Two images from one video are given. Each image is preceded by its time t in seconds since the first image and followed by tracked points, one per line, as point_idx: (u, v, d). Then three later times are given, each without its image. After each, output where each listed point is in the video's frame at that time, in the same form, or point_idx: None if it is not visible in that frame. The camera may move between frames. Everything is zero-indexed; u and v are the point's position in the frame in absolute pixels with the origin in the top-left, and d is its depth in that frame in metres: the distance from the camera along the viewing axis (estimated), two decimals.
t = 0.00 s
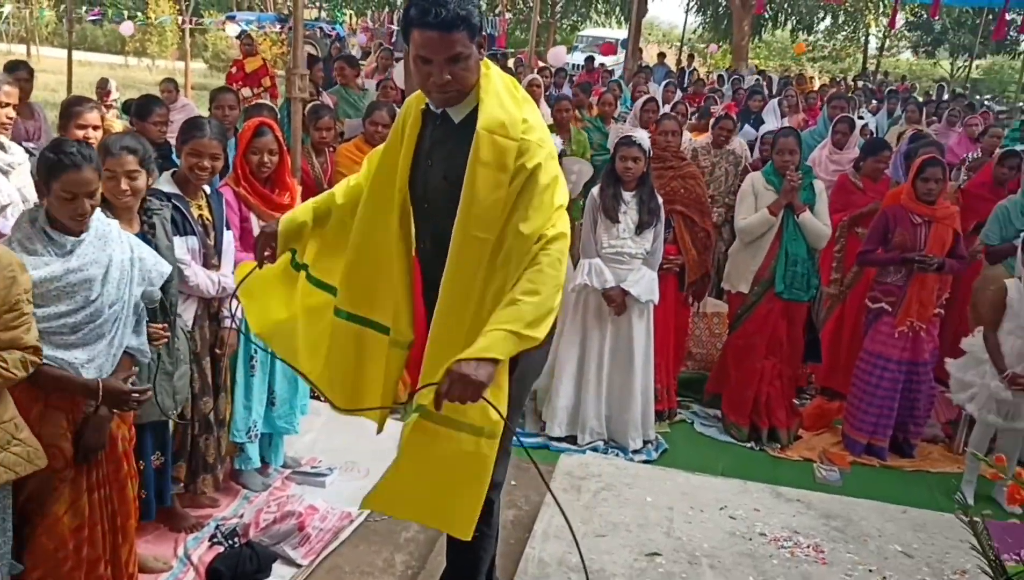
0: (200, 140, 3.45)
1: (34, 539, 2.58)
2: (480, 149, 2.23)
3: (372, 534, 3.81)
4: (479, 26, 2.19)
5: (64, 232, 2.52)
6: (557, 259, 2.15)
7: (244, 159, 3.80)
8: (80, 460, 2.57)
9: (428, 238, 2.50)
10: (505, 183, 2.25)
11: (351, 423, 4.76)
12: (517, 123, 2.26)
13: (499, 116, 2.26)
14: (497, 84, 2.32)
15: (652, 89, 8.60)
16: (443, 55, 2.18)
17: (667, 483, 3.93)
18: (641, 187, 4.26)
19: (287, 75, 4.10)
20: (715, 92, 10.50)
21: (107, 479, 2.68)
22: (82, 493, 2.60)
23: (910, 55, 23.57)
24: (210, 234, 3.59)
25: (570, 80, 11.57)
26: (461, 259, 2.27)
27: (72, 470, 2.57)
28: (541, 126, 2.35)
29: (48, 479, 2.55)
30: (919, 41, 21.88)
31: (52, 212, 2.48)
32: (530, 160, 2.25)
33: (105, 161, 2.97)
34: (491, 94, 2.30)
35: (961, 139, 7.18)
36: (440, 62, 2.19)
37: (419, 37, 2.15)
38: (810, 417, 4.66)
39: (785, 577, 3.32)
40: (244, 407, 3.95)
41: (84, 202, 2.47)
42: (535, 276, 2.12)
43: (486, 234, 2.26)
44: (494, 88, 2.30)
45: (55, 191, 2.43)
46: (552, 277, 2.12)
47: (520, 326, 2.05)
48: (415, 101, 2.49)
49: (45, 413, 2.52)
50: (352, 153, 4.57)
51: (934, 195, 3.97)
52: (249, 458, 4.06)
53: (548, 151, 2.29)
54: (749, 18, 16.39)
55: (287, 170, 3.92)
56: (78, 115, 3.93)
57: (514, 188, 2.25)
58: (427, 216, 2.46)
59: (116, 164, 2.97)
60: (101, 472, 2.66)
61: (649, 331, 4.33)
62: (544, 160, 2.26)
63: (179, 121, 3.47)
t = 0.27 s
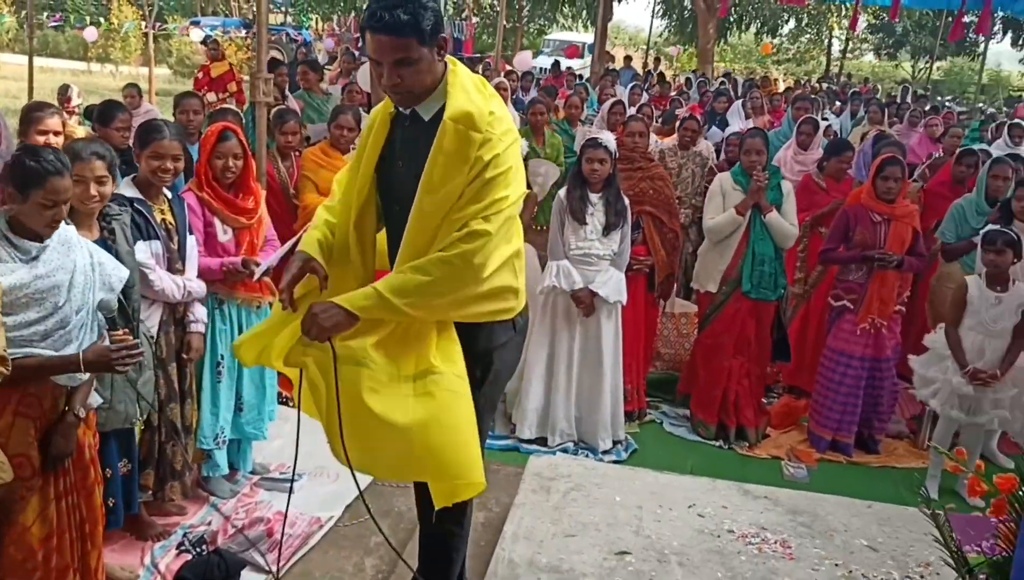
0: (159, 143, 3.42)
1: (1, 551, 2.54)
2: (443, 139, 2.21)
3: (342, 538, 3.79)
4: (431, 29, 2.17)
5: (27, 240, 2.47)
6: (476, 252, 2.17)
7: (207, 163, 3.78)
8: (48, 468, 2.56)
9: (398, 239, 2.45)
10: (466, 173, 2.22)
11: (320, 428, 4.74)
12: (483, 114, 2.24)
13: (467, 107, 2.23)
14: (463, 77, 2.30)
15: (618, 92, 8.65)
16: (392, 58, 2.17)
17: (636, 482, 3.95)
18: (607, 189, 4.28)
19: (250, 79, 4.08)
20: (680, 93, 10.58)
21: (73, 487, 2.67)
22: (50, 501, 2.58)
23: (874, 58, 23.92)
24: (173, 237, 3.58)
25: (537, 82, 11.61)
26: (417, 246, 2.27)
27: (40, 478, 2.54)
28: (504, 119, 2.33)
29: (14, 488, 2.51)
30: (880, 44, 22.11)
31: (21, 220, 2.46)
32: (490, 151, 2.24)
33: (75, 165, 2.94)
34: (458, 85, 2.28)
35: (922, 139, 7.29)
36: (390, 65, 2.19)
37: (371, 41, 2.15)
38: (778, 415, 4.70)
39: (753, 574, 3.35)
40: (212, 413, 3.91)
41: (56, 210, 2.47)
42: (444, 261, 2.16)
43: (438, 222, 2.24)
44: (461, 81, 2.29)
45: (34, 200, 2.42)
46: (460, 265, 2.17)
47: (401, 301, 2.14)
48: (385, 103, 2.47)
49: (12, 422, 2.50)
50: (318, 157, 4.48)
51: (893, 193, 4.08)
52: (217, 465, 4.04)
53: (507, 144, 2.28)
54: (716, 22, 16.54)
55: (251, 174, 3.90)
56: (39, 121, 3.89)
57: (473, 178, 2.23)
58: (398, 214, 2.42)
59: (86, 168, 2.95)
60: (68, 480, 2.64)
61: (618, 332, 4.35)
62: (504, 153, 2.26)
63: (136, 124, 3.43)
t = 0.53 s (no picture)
0: (121, 143, 3.40)
1: None
2: (404, 145, 2.21)
3: (313, 542, 3.77)
4: (396, 32, 2.17)
5: None
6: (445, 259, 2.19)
7: (172, 165, 3.74)
8: (14, 476, 2.52)
9: (365, 241, 2.44)
10: (427, 178, 2.23)
11: (290, 432, 4.71)
12: (441, 118, 2.22)
13: (425, 111, 2.21)
14: (423, 78, 2.27)
15: (587, 92, 8.68)
16: (359, 64, 2.17)
17: (607, 480, 3.96)
18: (576, 188, 4.29)
19: (216, 81, 4.05)
20: (648, 93, 10.65)
21: (40, 495, 2.63)
22: (17, 510, 2.54)
23: (842, 58, 24.21)
24: (136, 240, 3.56)
25: (506, 83, 11.64)
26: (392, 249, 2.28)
27: (6, 487, 2.50)
28: (466, 118, 2.32)
29: None
30: (848, 43, 22.48)
31: None
32: (452, 154, 2.22)
33: (48, 173, 2.89)
34: (416, 86, 2.25)
35: (887, 138, 7.38)
36: (358, 70, 2.19)
37: (336, 48, 2.13)
38: (747, 412, 4.73)
39: (723, 569, 3.38)
40: (180, 417, 3.87)
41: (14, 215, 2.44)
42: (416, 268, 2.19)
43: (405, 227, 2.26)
44: (421, 83, 2.26)
45: None
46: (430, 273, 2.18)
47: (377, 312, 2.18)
48: (348, 106, 2.46)
49: None
50: (284, 159, 4.48)
51: (856, 190, 4.22)
52: (186, 470, 3.99)
53: (469, 147, 2.26)
54: (684, 21, 16.67)
55: (216, 176, 3.88)
56: None
57: (434, 183, 2.23)
58: (362, 216, 2.41)
59: (60, 177, 2.90)
60: (35, 488, 2.61)
61: (589, 331, 4.35)
62: (465, 156, 2.24)
63: (99, 126, 3.39)
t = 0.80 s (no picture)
0: (86, 147, 3.34)
1: None
2: (372, 151, 2.20)
3: (283, 545, 3.74)
4: (373, 27, 2.16)
5: None
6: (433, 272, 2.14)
7: (137, 166, 3.70)
8: None
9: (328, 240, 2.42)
10: (396, 185, 2.22)
11: (260, 434, 4.67)
12: (409, 124, 2.20)
13: (393, 118, 2.20)
14: (392, 81, 2.26)
15: (557, 91, 8.70)
16: (339, 60, 2.14)
17: (579, 478, 3.97)
18: (545, 186, 4.29)
19: (180, 81, 4.00)
20: (617, 91, 10.68)
21: None
22: None
23: (810, 58, 24.44)
24: (99, 242, 3.51)
25: (476, 82, 11.63)
26: (364, 249, 2.28)
27: None
28: (437, 123, 2.30)
29: None
30: (812, 43, 22.46)
31: None
32: (422, 161, 2.20)
33: (18, 174, 2.84)
34: (386, 92, 2.24)
35: (853, 136, 7.45)
36: (338, 66, 2.16)
37: (314, 44, 2.10)
38: (718, 409, 4.77)
39: (694, 564, 3.40)
40: (147, 420, 3.82)
41: None
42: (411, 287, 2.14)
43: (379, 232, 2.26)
44: (390, 88, 2.25)
45: None
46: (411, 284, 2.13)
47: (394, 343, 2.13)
48: (316, 101, 2.43)
49: None
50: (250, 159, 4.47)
51: (821, 187, 4.29)
52: (154, 474, 3.93)
53: (440, 154, 2.23)
54: (652, 22, 16.72)
55: (182, 176, 3.84)
56: None
57: (404, 189, 2.21)
58: (329, 214, 2.39)
59: (31, 178, 2.86)
60: None
61: (559, 329, 4.35)
62: (437, 163, 2.22)
63: (63, 128, 3.33)
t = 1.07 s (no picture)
0: (66, 151, 3.32)
1: None
2: (358, 145, 2.18)
3: (266, 546, 3.73)
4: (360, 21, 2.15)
5: None
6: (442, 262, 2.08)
7: (117, 167, 3.68)
8: None
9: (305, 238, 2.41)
10: (382, 180, 2.20)
11: (242, 436, 4.65)
12: (396, 120, 2.20)
13: (379, 113, 2.19)
14: (378, 76, 2.25)
15: (538, 91, 8.71)
16: (327, 53, 2.12)
17: (562, 476, 3.97)
18: (527, 185, 4.29)
19: (160, 82, 3.98)
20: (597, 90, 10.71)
21: None
22: None
23: (792, 57, 24.56)
24: (77, 243, 3.49)
25: (457, 82, 11.63)
26: (348, 246, 2.23)
27: None
28: (423, 120, 2.30)
29: None
30: (796, 41, 22.68)
31: None
32: (412, 156, 2.19)
33: (11, 178, 2.81)
34: (374, 88, 2.23)
35: (833, 134, 7.49)
36: (325, 59, 2.14)
37: (302, 36, 2.09)
38: (701, 406, 4.78)
39: (677, 560, 3.40)
40: (131, 423, 3.80)
41: None
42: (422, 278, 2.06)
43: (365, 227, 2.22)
44: (376, 85, 2.24)
45: None
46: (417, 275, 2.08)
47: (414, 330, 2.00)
48: (297, 96, 2.42)
49: None
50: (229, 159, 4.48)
51: (801, 184, 4.32)
52: (137, 477, 3.91)
53: (427, 149, 2.23)
54: (634, 21, 16.75)
55: (161, 176, 3.81)
56: None
57: (390, 183, 2.20)
58: (309, 209, 2.38)
59: (23, 182, 2.83)
60: None
61: (542, 328, 4.35)
62: (424, 158, 2.21)
63: (43, 130, 3.30)
